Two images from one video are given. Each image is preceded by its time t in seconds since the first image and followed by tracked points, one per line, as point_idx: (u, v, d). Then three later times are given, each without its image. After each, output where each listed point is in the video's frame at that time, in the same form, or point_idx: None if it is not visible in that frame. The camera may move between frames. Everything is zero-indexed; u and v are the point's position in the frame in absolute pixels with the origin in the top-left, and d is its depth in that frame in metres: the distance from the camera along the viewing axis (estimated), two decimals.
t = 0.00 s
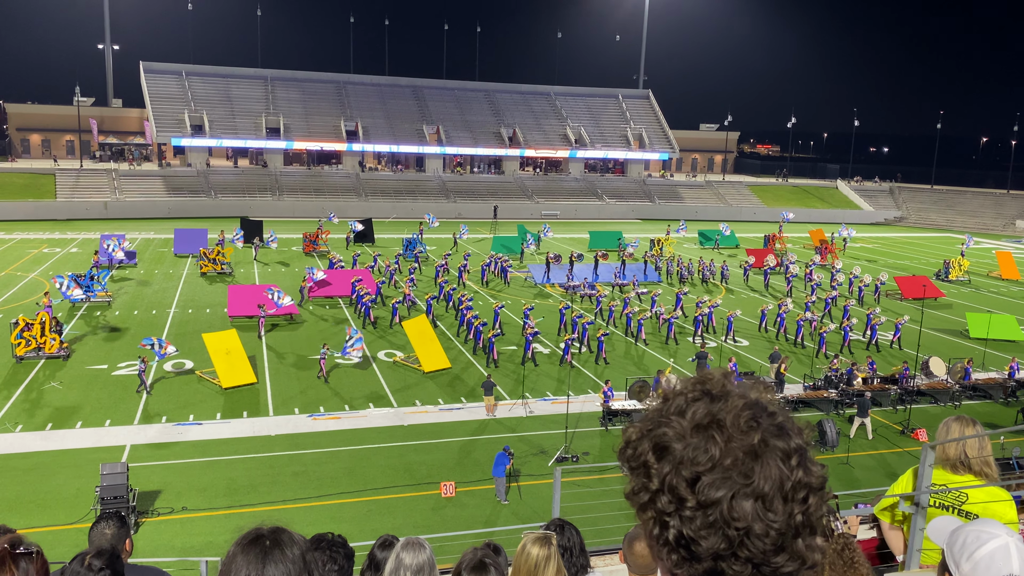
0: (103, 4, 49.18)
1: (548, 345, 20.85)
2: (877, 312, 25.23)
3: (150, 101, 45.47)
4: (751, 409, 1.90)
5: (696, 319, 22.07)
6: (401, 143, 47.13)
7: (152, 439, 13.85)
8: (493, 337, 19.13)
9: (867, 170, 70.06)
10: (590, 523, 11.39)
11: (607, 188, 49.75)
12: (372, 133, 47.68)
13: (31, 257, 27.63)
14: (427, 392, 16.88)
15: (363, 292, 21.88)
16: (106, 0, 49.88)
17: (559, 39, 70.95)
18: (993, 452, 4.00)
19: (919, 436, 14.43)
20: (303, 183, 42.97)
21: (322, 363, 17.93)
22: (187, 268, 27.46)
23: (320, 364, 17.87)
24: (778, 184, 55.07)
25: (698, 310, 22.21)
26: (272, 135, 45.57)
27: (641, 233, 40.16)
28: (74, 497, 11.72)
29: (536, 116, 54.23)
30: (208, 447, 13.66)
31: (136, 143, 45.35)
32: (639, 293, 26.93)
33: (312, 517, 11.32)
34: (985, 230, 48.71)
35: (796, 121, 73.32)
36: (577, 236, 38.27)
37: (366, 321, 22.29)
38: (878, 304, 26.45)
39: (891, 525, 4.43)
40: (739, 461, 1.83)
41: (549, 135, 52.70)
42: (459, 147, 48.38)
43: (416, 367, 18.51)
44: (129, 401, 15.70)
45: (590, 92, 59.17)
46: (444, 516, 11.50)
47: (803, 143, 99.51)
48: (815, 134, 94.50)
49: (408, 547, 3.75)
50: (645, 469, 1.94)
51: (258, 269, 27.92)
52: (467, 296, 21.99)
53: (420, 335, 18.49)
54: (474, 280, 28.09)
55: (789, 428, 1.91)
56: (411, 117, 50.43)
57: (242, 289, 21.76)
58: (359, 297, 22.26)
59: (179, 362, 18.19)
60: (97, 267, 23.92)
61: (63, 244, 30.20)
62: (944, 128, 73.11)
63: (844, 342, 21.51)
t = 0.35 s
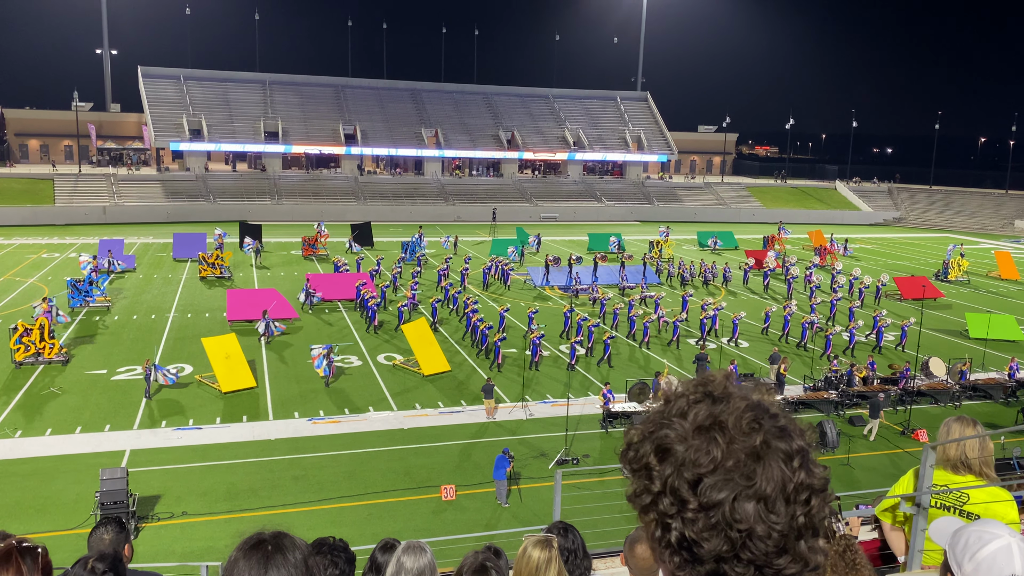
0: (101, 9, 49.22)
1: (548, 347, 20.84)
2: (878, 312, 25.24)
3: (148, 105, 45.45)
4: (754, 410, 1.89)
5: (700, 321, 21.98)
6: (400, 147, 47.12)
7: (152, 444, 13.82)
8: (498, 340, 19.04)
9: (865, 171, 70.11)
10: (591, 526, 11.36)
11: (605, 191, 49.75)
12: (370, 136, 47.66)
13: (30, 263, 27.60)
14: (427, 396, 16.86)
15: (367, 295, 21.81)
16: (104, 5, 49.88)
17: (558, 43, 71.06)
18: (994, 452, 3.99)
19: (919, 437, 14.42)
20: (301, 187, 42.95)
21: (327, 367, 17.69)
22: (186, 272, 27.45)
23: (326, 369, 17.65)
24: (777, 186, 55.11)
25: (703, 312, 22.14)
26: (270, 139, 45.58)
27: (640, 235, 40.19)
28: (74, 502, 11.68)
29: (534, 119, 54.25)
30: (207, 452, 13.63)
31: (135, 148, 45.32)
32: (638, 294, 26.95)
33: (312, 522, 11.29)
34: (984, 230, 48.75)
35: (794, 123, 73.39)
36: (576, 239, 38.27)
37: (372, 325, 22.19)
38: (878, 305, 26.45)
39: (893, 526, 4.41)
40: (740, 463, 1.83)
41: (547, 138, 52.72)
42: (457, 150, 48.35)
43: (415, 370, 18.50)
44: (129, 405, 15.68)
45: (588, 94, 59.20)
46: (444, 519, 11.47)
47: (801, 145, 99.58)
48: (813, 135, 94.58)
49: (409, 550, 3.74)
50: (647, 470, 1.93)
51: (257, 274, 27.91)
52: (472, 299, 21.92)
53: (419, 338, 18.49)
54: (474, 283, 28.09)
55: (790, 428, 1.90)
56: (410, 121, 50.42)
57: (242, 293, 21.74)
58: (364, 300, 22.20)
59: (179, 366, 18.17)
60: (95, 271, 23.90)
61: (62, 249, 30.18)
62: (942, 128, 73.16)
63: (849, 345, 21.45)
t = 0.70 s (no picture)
0: (100, 15, 49.31)
1: (549, 350, 20.85)
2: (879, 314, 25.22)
3: (147, 110, 45.51)
4: (752, 417, 1.88)
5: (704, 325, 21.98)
6: (398, 150, 47.15)
7: (152, 450, 13.81)
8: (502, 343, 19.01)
9: (864, 173, 70.18)
10: (592, 529, 11.34)
11: (604, 193, 49.80)
12: (369, 140, 47.73)
13: (29, 269, 27.60)
14: (426, 400, 16.87)
15: (372, 300, 21.79)
16: (103, 11, 49.96)
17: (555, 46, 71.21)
18: (992, 453, 3.99)
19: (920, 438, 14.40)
20: (300, 192, 42.98)
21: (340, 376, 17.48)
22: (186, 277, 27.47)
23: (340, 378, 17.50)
24: (776, 188, 55.14)
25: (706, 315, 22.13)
26: (269, 144, 45.63)
27: (639, 238, 40.21)
28: (74, 508, 11.67)
29: (533, 122, 54.33)
30: (207, 457, 13.62)
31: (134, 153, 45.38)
32: (637, 297, 26.98)
33: (313, 526, 11.28)
34: (983, 231, 48.76)
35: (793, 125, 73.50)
36: (576, 242, 38.30)
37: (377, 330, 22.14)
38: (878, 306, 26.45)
39: (893, 528, 4.39)
40: (739, 471, 1.82)
41: (546, 141, 52.80)
42: (456, 154, 48.38)
43: (415, 373, 18.50)
44: (129, 411, 15.68)
45: (587, 97, 59.29)
46: (445, 523, 11.45)
47: (800, 147, 99.71)
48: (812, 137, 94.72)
49: (408, 555, 3.73)
50: (646, 477, 1.93)
51: (256, 278, 27.92)
52: (477, 304, 21.90)
53: (419, 342, 18.52)
54: (475, 286, 28.09)
55: (790, 435, 1.89)
56: (408, 125, 50.49)
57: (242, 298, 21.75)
58: (369, 305, 22.17)
59: (178, 371, 18.16)
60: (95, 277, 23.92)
61: (61, 255, 30.19)
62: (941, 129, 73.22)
63: (853, 347, 21.45)
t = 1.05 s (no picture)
0: (98, 17, 49.28)
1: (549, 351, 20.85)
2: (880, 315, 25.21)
3: (146, 113, 45.49)
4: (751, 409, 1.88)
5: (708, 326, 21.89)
6: (397, 152, 47.15)
7: (152, 452, 13.80)
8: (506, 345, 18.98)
9: (863, 173, 70.22)
10: (593, 530, 11.33)
11: (603, 194, 49.79)
12: (368, 142, 47.75)
13: (28, 272, 27.59)
14: (426, 401, 16.87)
15: (377, 303, 21.75)
16: (101, 14, 49.96)
17: (554, 47, 71.21)
18: (992, 452, 3.99)
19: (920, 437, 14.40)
20: (300, 194, 42.98)
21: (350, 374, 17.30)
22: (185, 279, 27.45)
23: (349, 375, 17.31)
24: (775, 188, 55.15)
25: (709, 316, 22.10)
26: (268, 146, 45.66)
27: (639, 239, 40.24)
28: (74, 511, 11.66)
29: (532, 123, 54.34)
30: (207, 460, 13.61)
31: (133, 156, 45.38)
32: (637, 298, 27.00)
33: (313, 528, 11.28)
34: (982, 230, 48.76)
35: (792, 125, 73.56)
36: (575, 243, 38.30)
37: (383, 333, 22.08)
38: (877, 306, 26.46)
39: (893, 528, 4.37)
40: (735, 461, 1.82)
41: (545, 142, 52.81)
42: (455, 156, 48.39)
43: (415, 375, 18.51)
44: (129, 414, 15.67)
45: (586, 98, 59.33)
46: (445, 525, 11.45)
47: (798, 147, 99.78)
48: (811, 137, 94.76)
49: (409, 558, 3.72)
50: (645, 469, 1.94)
51: (256, 281, 27.91)
52: (481, 307, 21.87)
53: (418, 344, 18.59)
54: (476, 288, 28.07)
55: (788, 428, 1.89)
56: (407, 126, 50.51)
57: (242, 301, 21.74)
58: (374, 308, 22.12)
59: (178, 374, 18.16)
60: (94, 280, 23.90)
61: (61, 258, 30.18)
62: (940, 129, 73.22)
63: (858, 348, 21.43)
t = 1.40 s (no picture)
0: (97, 18, 49.26)
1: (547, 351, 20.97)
2: (881, 314, 25.20)
3: (145, 114, 45.45)
4: (743, 422, 1.86)
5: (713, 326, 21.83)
6: (396, 153, 47.09)
7: (151, 453, 13.80)
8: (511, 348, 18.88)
9: (862, 173, 70.28)
10: (592, 530, 11.33)
11: (603, 194, 49.79)
12: (367, 143, 47.71)
13: (27, 273, 27.57)
14: (426, 401, 16.88)
15: (380, 304, 21.73)
16: (100, 15, 49.90)
17: (553, 47, 71.23)
18: (992, 453, 3.99)
19: (919, 437, 14.41)
20: (299, 194, 42.98)
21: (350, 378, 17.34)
22: (184, 280, 27.44)
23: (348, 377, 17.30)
24: (774, 188, 55.18)
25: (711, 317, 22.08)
26: (267, 147, 45.65)
27: (637, 239, 40.26)
28: (73, 512, 11.66)
29: (531, 124, 54.35)
30: (207, 460, 13.62)
31: (132, 157, 45.35)
32: (636, 297, 27.04)
33: (312, 529, 11.28)
34: (981, 229, 48.79)
35: (791, 125, 73.59)
36: (574, 243, 38.30)
37: (387, 334, 22.08)
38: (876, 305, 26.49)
39: (893, 528, 4.40)
40: (722, 477, 1.82)
41: (544, 143, 52.81)
42: (454, 156, 48.32)
43: (415, 375, 18.51)
44: (128, 414, 15.68)
45: (585, 98, 59.40)
46: (445, 525, 11.45)
47: (797, 146, 99.83)
48: (810, 138, 94.87)
49: (409, 558, 3.72)
50: (638, 478, 1.96)
51: (255, 281, 27.89)
52: (484, 308, 21.87)
53: (418, 344, 18.62)
54: (477, 289, 28.05)
55: (784, 441, 1.86)
56: (406, 127, 50.46)
57: (240, 301, 21.74)
58: (378, 310, 22.10)
59: (177, 374, 18.17)
60: (93, 281, 23.88)
61: (60, 259, 30.16)
62: (939, 129, 73.26)
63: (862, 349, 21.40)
